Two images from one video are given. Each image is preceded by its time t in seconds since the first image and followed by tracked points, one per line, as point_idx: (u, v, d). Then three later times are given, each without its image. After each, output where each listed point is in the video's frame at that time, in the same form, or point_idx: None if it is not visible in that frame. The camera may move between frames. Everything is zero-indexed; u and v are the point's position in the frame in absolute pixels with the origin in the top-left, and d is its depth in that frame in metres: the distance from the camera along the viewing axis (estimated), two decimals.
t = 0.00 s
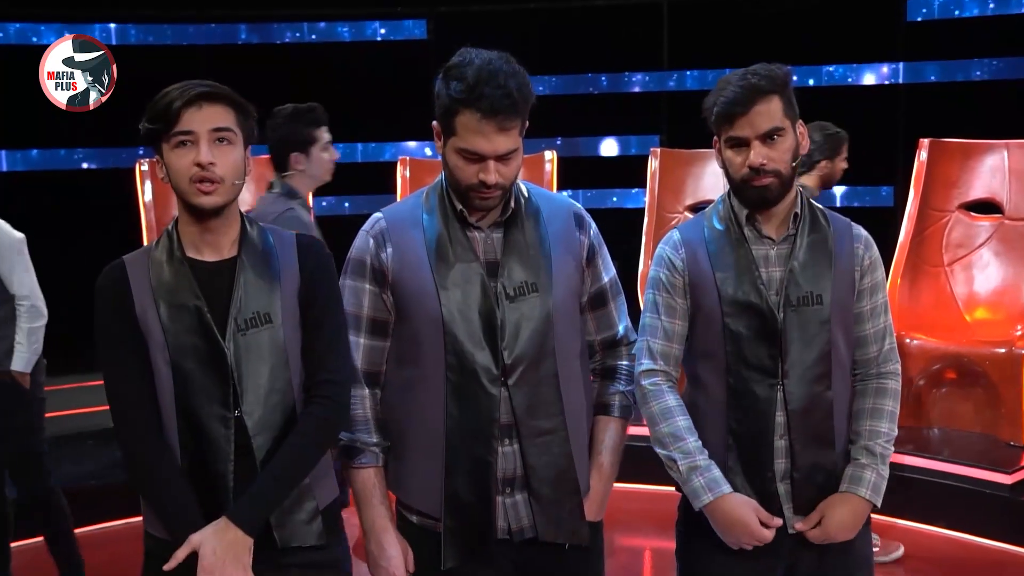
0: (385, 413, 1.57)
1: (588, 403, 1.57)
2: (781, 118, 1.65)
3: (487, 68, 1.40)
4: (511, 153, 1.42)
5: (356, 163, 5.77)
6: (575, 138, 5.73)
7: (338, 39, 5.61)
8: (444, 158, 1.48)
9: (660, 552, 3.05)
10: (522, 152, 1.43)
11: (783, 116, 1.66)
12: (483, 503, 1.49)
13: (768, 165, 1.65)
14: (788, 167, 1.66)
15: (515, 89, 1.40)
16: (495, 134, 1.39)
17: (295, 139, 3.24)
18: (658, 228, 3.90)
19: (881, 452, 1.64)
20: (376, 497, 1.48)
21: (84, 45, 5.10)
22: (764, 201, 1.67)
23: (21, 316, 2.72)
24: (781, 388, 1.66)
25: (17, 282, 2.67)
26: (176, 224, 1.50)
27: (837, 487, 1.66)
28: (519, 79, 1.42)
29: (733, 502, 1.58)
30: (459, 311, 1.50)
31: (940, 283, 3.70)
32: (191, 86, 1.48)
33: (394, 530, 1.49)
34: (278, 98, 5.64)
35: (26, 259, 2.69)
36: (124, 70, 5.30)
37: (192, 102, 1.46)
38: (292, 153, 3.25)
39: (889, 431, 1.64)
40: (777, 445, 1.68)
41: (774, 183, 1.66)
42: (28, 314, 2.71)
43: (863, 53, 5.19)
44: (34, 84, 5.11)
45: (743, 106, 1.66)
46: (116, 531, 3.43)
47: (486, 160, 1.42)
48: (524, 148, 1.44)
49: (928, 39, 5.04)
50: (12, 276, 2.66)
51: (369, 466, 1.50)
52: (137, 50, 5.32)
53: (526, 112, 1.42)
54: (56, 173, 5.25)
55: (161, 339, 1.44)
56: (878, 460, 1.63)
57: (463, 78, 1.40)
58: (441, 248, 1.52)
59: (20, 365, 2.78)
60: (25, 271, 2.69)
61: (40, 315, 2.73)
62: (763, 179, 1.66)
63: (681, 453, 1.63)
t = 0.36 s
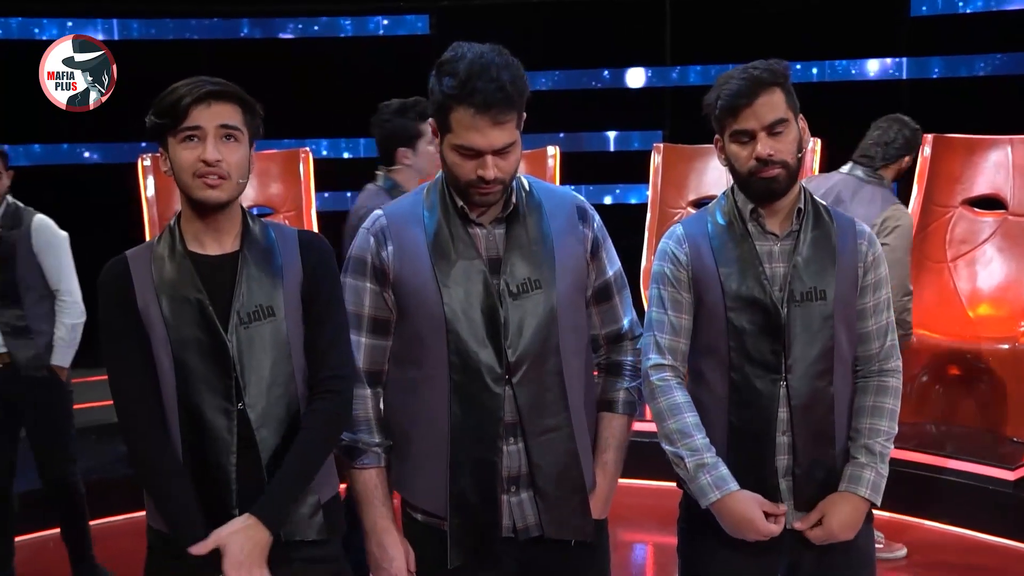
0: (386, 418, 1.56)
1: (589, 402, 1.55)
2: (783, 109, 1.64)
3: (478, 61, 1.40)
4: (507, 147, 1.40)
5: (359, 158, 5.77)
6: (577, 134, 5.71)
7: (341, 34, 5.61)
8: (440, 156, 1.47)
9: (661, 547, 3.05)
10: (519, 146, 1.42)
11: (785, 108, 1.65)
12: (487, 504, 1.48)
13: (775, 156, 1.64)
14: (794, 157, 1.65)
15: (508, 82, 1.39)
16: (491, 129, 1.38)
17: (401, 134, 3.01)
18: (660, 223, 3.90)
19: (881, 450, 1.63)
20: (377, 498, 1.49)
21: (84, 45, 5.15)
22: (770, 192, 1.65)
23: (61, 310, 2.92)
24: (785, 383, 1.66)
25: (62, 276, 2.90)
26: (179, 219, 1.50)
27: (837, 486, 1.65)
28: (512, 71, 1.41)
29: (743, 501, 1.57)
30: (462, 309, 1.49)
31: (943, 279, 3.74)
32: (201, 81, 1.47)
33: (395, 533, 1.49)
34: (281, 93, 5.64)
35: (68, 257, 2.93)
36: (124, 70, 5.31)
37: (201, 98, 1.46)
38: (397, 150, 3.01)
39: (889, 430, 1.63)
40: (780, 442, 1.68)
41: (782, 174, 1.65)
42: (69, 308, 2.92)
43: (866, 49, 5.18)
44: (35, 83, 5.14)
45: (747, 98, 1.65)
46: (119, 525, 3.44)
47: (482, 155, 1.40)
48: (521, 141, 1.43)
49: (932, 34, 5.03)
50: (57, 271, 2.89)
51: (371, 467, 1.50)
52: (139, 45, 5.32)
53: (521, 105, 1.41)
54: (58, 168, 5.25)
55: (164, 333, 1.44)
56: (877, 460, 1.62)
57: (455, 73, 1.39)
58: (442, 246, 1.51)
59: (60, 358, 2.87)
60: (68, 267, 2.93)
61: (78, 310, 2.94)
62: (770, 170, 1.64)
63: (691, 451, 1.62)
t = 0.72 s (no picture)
0: (405, 407, 1.54)
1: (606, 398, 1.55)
2: (779, 109, 1.64)
3: (505, 55, 1.39)
4: (531, 142, 1.41)
5: (360, 155, 5.77)
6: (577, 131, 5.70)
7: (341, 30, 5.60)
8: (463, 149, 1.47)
9: (661, 545, 3.05)
10: (543, 140, 1.42)
11: (781, 107, 1.65)
12: (506, 497, 1.46)
13: (769, 155, 1.64)
14: (788, 156, 1.66)
15: (534, 77, 1.39)
16: (516, 124, 1.38)
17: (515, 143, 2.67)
18: (661, 220, 3.90)
19: (875, 445, 1.63)
20: (396, 490, 1.46)
21: (83, 45, 5.17)
22: (765, 190, 1.66)
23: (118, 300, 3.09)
24: (786, 382, 1.65)
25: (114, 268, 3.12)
26: (177, 214, 1.50)
27: (832, 484, 1.65)
28: (538, 67, 1.40)
29: (750, 503, 1.56)
30: (483, 303, 1.47)
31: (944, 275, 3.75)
32: (213, 85, 1.47)
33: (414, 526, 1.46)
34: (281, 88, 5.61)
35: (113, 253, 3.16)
36: (124, 69, 5.31)
37: (216, 103, 1.45)
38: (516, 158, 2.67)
39: (884, 425, 1.64)
40: (782, 440, 1.67)
41: (776, 173, 1.65)
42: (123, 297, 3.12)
43: (866, 46, 5.21)
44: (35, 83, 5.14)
45: (741, 97, 1.64)
46: (118, 523, 3.43)
47: (507, 150, 1.40)
48: (545, 138, 1.43)
49: (932, 31, 5.04)
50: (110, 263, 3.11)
51: (391, 460, 1.47)
52: (140, 42, 5.33)
53: (546, 100, 1.41)
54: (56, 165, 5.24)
55: (161, 330, 1.43)
56: (872, 455, 1.62)
57: (481, 67, 1.38)
58: (464, 239, 1.49)
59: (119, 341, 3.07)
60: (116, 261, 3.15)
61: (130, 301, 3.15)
62: (763, 169, 1.65)
63: (694, 451, 1.61)
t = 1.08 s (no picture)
0: (420, 404, 1.51)
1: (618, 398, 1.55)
2: (780, 109, 1.63)
3: (532, 52, 1.39)
4: (553, 141, 1.40)
5: (358, 155, 5.75)
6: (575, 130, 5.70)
7: (339, 30, 5.60)
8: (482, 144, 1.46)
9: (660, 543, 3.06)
10: (564, 140, 1.42)
11: (782, 107, 1.63)
12: (520, 496, 1.45)
13: (767, 155, 1.63)
14: (787, 157, 1.64)
15: (560, 76, 1.39)
16: (540, 122, 1.38)
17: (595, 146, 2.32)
18: (659, 218, 3.91)
19: (920, 432, 1.64)
20: (415, 489, 1.44)
21: (84, 45, 5.15)
22: (762, 190, 1.64)
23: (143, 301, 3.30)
24: (787, 381, 1.63)
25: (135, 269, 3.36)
26: (176, 211, 1.53)
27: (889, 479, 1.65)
28: (564, 67, 1.41)
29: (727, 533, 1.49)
30: (498, 302, 1.45)
31: (941, 273, 3.76)
32: (222, 90, 1.47)
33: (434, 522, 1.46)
34: (280, 88, 5.61)
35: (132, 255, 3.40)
36: (124, 70, 5.31)
37: (224, 109, 1.46)
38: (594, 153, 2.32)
39: (922, 412, 1.65)
40: (782, 439, 1.64)
41: (773, 173, 1.64)
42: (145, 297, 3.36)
43: (866, 45, 5.23)
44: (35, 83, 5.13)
45: (741, 97, 1.63)
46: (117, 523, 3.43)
47: (528, 147, 1.40)
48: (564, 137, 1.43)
49: (929, 29, 5.06)
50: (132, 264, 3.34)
51: (408, 456, 1.45)
52: (139, 41, 5.32)
53: (569, 99, 1.41)
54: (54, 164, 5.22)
55: (156, 325, 1.45)
56: (920, 442, 1.63)
57: (508, 62, 1.38)
58: (481, 235, 1.48)
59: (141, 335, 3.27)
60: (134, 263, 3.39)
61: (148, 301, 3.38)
62: (761, 169, 1.63)
63: (684, 459, 1.53)
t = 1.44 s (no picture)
0: (423, 406, 1.51)
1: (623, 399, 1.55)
2: (807, 111, 1.64)
3: (546, 56, 1.39)
4: (564, 144, 1.40)
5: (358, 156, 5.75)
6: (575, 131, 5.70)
7: (339, 31, 5.59)
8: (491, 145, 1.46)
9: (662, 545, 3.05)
10: (574, 145, 1.42)
11: (810, 109, 1.64)
12: (523, 498, 1.45)
13: (788, 156, 1.64)
14: (810, 161, 1.64)
15: (573, 80, 1.39)
16: (551, 126, 1.38)
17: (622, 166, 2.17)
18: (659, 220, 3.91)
19: (932, 401, 1.67)
20: (417, 489, 1.45)
21: (84, 45, 5.14)
22: (780, 190, 1.65)
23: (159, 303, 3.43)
24: (808, 384, 1.63)
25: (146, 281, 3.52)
26: (173, 214, 1.52)
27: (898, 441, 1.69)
28: (577, 71, 1.41)
29: (683, 536, 1.59)
30: (504, 304, 1.45)
31: (941, 275, 3.75)
32: (225, 91, 1.48)
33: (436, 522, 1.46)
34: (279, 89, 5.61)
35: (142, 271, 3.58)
36: (123, 70, 5.31)
37: (227, 109, 1.47)
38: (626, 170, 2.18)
39: (934, 385, 1.68)
40: (801, 441, 1.65)
41: (794, 175, 1.65)
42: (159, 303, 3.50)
43: (865, 45, 5.24)
44: (35, 84, 5.13)
45: (768, 96, 1.65)
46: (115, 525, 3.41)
47: (538, 151, 1.40)
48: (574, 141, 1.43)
49: (928, 31, 5.07)
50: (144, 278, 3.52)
51: (411, 457, 1.45)
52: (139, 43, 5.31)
53: (580, 103, 1.41)
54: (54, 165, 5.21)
55: (155, 329, 1.46)
56: (931, 410, 1.66)
57: (522, 66, 1.38)
58: (490, 238, 1.47)
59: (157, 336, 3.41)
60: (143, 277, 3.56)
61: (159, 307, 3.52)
62: (781, 169, 1.65)
63: (665, 461, 1.64)
